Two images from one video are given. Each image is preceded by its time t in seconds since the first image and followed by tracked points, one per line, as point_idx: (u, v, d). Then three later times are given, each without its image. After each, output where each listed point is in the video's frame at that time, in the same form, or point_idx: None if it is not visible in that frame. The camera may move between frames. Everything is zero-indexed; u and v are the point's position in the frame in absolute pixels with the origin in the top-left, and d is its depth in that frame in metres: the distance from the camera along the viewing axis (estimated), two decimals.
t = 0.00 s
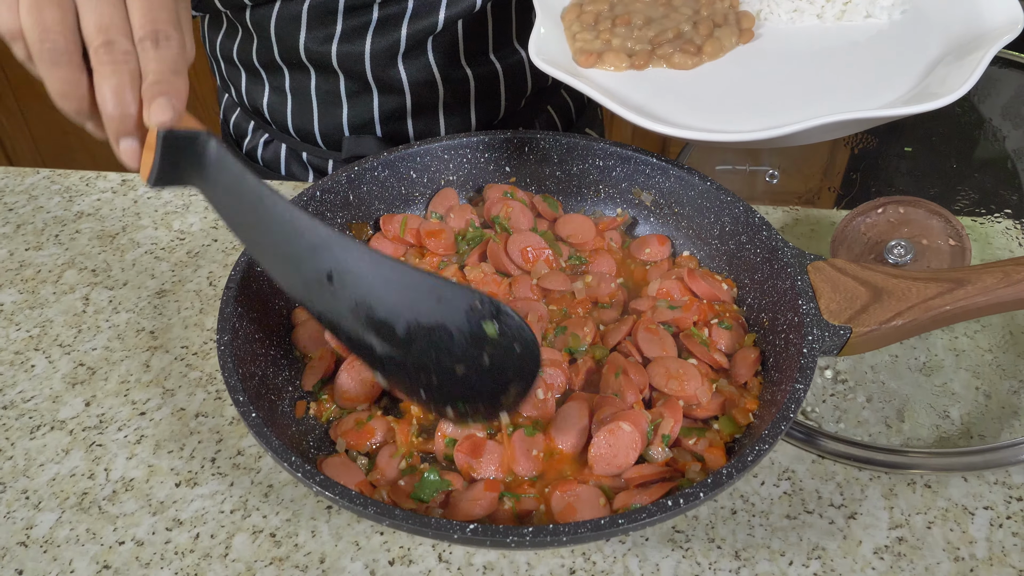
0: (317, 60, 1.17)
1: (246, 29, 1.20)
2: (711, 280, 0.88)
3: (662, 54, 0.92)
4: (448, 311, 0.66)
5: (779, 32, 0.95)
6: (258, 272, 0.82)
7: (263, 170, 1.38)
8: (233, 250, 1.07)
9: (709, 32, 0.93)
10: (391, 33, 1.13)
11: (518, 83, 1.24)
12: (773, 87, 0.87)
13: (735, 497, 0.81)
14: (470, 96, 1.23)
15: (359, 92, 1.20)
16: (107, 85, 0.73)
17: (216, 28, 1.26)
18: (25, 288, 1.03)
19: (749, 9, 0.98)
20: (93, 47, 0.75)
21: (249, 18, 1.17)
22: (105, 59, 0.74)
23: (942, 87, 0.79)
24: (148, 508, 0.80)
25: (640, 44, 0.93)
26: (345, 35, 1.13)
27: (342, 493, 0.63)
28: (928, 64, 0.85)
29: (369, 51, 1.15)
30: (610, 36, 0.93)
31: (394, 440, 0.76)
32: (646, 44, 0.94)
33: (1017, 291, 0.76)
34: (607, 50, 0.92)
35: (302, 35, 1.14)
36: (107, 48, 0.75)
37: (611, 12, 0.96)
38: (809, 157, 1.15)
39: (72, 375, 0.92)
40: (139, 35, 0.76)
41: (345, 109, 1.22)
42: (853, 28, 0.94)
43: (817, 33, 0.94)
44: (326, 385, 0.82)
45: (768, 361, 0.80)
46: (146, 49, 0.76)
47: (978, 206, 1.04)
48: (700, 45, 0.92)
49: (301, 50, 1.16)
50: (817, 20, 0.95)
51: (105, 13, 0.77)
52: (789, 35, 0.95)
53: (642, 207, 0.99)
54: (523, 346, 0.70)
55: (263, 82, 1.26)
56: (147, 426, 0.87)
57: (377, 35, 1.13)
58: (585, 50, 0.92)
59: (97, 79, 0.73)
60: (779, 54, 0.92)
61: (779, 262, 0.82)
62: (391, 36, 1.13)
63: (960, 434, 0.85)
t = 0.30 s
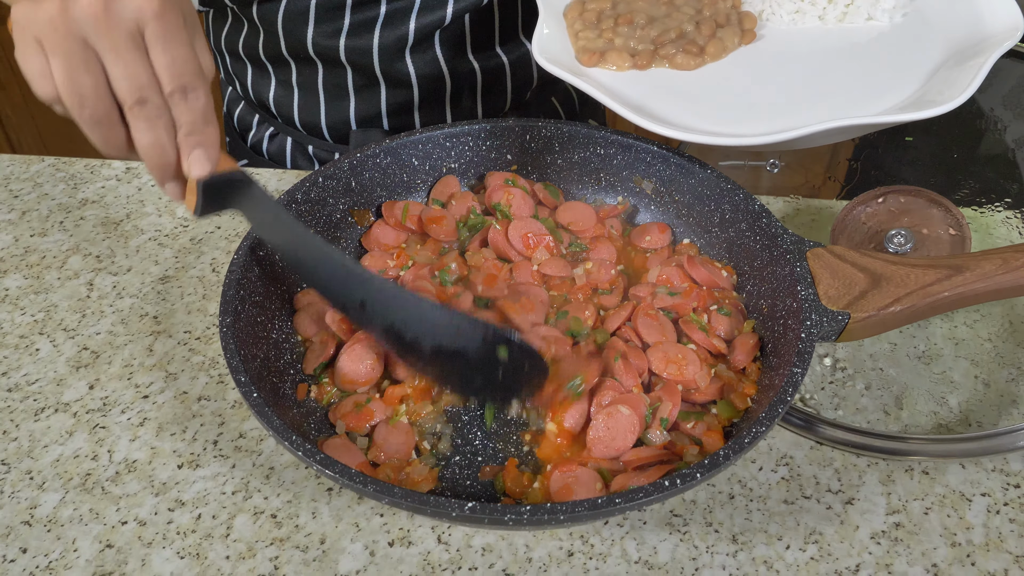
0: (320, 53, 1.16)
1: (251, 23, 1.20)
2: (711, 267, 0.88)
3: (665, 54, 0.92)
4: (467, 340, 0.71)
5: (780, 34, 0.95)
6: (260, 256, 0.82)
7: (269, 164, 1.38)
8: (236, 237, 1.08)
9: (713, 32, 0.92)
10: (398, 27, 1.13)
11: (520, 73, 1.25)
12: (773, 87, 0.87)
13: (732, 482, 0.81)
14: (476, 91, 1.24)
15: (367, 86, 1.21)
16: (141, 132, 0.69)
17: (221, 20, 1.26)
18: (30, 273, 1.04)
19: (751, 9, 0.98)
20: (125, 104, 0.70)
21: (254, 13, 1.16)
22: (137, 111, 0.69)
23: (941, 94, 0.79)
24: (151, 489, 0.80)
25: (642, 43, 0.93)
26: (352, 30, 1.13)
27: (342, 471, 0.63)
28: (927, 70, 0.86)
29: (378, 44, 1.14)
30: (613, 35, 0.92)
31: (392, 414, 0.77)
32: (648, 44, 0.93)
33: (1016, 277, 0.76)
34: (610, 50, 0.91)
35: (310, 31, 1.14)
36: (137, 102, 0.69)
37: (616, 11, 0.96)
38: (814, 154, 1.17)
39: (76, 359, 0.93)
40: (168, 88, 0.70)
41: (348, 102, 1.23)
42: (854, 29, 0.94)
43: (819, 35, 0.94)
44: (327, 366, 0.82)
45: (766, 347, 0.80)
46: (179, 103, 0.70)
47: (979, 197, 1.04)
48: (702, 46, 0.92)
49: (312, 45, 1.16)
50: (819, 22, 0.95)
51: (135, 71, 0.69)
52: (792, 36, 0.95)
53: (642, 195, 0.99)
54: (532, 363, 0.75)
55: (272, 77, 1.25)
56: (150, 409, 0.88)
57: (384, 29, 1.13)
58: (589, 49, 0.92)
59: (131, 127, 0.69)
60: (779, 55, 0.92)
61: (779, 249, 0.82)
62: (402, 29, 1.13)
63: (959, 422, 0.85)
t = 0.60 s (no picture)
0: (324, 44, 1.17)
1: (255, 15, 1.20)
2: (710, 253, 0.89)
3: (672, 48, 0.91)
4: (403, 334, 0.67)
5: (788, 27, 0.95)
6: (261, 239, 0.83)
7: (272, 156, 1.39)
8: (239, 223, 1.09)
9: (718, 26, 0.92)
10: (401, 19, 1.13)
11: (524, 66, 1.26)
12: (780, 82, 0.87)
13: (729, 466, 0.82)
14: (481, 84, 1.25)
15: (373, 78, 1.21)
16: (62, 83, 0.71)
17: (227, 11, 1.26)
18: (34, 258, 1.05)
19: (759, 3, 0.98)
20: (50, 43, 0.73)
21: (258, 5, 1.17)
22: (62, 56, 0.72)
23: (949, 88, 0.79)
24: (152, 470, 0.81)
25: (648, 38, 0.92)
26: (357, 22, 1.13)
27: (341, 449, 0.64)
28: (936, 66, 0.85)
29: (381, 36, 1.15)
30: (619, 30, 0.92)
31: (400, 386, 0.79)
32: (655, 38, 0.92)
33: (1013, 262, 0.77)
34: (616, 45, 0.91)
35: (313, 21, 1.14)
36: (65, 46, 0.73)
37: (622, 6, 0.95)
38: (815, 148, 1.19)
39: (79, 342, 0.94)
40: (104, 36, 0.75)
41: (354, 95, 1.23)
42: (863, 24, 0.94)
43: (826, 28, 0.94)
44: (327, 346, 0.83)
45: (764, 331, 0.81)
46: (109, 52, 0.74)
47: (979, 187, 1.05)
48: (709, 40, 0.91)
49: (312, 35, 1.16)
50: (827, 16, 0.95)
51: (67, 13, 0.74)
52: (800, 30, 0.95)
53: (643, 182, 0.99)
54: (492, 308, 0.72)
55: (274, 67, 1.26)
56: (153, 391, 0.89)
57: (388, 21, 1.13)
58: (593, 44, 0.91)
59: (53, 76, 0.72)
60: (788, 49, 0.92)
61: (777, 234, 0.83)
62: (401, 22, 1.14)
63: (956, 408, 0.85)
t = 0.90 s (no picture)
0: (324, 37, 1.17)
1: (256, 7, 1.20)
2: (707, 244, 0.88)
3: (677, 36, 0.92)
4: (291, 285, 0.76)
5: (794, 16, 0.95)
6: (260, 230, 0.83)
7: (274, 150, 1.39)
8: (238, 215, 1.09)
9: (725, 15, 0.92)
10: (402, 12, 1.13)
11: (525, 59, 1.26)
12: (784, 74, 0.87)
13: (726, 455, 0.82)
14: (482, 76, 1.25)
15: (372, 72, 1.21)
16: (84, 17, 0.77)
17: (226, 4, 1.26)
18: (32, 249, 1.05)
19: None
20: None
21: None
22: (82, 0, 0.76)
23: (954, 79, 0.79)
24: (151, 459, 0.81)
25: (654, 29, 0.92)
26: (359, 15, 1.13)
27: (339, 436, 0.64)
28: (941, 57, 0.85)
29: (380, 29, 1.15)
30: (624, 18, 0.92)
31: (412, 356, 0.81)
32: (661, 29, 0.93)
33: (1006, 253, 0.78)
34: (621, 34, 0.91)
35: (317, 15, 1.14)
36: None
37: None
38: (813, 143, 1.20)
39: (78, 333, 0.94)
40: None
41: (354, 88, 1.23)
42: (870, 12, 0.94)
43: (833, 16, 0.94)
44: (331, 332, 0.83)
45: (761, 321, 0.81)
46: None
47: (975, 179, 1.05)
48: (715, 29, 0.92)
49: (318, 31, 1.16)
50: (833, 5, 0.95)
51: None
52: (806, 19, 0.94)
53: (641, 173, 1.00)
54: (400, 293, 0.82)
55: (277, 62, 1.25)
56: (151, 381, 0.89)
57: (389, 14, 1.13)
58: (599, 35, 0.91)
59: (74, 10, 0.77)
60: (792, 38, 0.92)
61: (774, 225, 0.83)
62: (411, 14, 1.14)
63: (952, 398, 0.86)
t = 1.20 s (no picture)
0: (321, 28, 1.16)
1: None
2: (713, 232, 0.88)
3: (686, 40, 0.90)
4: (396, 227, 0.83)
5: (802, 19, 0.94)
6: (262, 221, 0.82)
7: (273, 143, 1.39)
8: (238, 207, 1.08)
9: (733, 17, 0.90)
10: (399, 2, 1.12)
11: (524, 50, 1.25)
12: (791, 78, 0.86)
13: (731, 446, 0.82)
14: (478, 67, 1.24)
15: (370, 62, 1.20)
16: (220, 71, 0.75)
17: None
18: (30, 242, 1.04)
19: None
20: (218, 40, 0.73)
21: None
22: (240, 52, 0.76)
23: (964, 92, 0.78)
24: (153, 453, 0.81)
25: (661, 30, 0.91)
26: (355, 5, 1.12)
27: (346, 429, 0.64)
28: (951, 64, 0.84)
29: (377, 20, 1.14)
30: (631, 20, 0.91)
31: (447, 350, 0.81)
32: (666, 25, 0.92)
33: (1012, 243, 0.77)
34: (629, 36, 0.90)
35: (311, 4, 1.13)
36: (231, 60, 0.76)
37: None
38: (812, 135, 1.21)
39: (78, 326, 0.94)
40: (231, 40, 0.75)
41: (352, 79, 1.22)
42: (879, 15, 0.93)
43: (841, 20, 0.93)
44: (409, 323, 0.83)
45: (769, 310, 0.80)
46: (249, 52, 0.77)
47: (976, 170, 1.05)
48: (723, 32, 0.91)
49: (310, 19, 1.15)
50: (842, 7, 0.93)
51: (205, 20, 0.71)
52: (814, 22, 0.93)
53: (644, 163, 0.99)
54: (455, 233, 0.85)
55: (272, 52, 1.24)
56: (153, 374, 0.88)
57: (385, 4, 1.13)
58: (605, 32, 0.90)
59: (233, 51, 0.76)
60: (800, 41, 0.91)
61: (779, 216, 0.83)
62: (402, 4, 1.13)
63: (956, 388, 0.86)
